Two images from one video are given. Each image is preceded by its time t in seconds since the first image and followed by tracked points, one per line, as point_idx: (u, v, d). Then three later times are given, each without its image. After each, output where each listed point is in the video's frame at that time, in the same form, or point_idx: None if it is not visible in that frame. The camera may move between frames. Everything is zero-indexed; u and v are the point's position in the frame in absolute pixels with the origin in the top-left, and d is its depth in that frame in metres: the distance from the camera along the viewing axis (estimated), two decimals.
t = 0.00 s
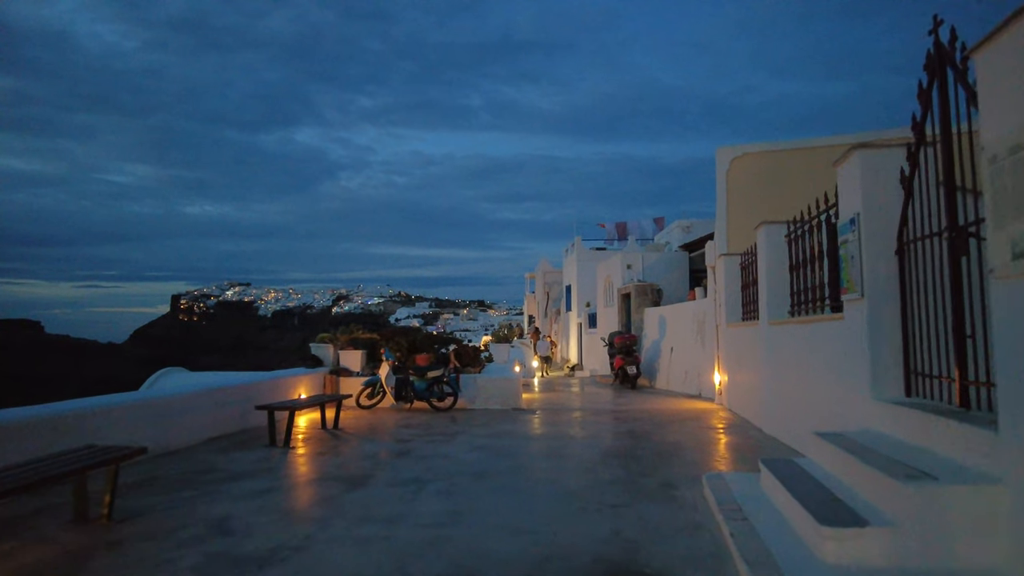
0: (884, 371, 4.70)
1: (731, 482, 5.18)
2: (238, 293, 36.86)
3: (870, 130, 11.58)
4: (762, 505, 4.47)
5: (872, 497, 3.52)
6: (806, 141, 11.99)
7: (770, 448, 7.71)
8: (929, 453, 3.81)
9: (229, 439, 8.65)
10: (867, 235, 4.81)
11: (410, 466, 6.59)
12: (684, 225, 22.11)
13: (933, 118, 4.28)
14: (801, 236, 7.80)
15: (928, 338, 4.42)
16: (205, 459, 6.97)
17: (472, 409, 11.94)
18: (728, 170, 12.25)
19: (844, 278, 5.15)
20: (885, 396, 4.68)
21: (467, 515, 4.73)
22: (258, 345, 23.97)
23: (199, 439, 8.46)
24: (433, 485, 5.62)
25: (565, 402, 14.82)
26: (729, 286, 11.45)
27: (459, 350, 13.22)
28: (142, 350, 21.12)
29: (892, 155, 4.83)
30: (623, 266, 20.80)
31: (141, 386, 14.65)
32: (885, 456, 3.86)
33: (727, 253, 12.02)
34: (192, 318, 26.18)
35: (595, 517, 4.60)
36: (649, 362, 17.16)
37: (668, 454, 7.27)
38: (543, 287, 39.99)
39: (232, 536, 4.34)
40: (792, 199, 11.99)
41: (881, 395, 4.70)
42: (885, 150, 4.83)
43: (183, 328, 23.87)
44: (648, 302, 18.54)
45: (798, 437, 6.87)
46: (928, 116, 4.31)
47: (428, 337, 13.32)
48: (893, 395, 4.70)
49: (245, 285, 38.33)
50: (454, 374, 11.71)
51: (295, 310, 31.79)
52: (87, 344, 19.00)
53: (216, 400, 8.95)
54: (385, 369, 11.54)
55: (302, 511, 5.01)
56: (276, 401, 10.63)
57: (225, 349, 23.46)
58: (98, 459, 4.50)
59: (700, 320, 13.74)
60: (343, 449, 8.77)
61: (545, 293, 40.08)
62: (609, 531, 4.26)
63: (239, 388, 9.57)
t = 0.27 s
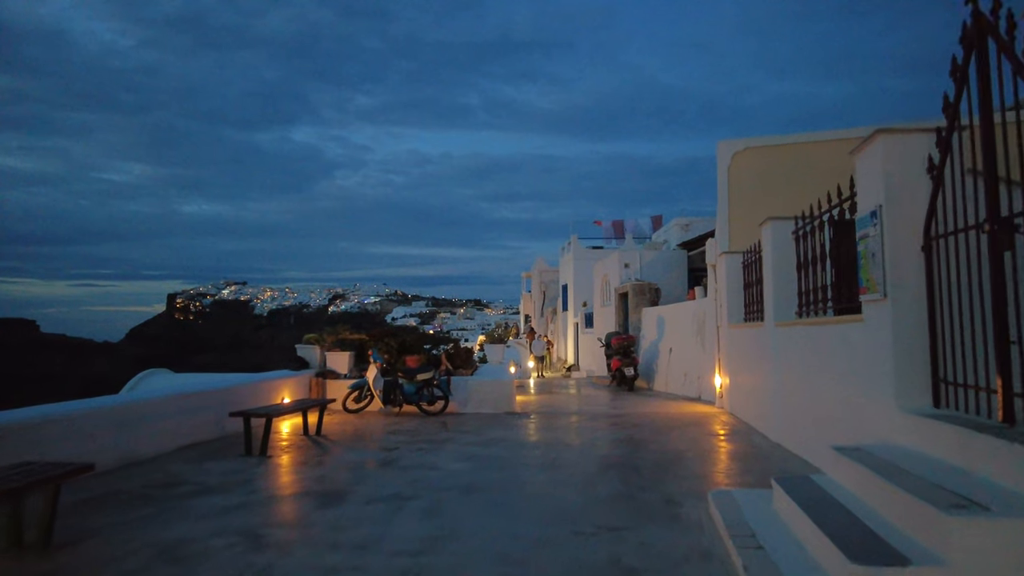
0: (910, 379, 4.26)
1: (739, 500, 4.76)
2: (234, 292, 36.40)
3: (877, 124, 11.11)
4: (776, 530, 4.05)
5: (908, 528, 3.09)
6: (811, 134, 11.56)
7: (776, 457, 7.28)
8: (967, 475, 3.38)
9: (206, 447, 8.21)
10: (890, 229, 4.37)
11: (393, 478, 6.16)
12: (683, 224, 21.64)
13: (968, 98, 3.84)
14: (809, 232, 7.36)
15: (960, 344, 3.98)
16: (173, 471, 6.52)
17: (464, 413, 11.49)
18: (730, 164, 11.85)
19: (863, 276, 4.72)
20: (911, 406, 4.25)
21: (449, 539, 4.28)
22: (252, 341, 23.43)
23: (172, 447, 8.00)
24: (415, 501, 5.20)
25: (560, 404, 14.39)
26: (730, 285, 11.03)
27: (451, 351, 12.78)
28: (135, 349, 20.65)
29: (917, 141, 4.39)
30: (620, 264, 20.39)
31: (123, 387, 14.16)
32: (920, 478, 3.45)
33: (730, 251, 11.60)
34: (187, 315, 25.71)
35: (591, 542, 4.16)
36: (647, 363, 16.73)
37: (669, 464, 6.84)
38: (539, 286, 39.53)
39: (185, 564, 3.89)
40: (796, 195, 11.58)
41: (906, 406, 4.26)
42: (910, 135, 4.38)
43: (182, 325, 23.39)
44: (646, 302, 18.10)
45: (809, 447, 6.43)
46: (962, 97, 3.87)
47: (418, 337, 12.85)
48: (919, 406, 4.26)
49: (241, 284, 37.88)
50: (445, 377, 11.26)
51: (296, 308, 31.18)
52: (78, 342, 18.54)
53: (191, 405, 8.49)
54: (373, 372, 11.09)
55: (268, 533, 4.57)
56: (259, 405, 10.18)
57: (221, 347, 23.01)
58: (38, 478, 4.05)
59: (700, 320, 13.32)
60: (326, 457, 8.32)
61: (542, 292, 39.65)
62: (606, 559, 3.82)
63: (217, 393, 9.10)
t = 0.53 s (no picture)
0: (937, 380, 3.84)
1: (744, 512, 4.35)
2: (227, 290, 35.83)
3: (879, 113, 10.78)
4: (786, 549, 3.67)
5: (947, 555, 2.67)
6: (812, 124, 11.16)
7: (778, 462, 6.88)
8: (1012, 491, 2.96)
9: (175, 452, 7.75)
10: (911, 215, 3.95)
11: (369, 486, 5.74)
12: (678, 220, 21.19)
13: (1004, 65, 3.42)
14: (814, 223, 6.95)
15: (995, 340, 3.56)
16: (133, 479, 6.06)
17: (452, 414, 11.05)
18: (729, 155, 11.46)
19: (880, 267, 4.30)
20: (938, 411, 3.82)
21: (423, 559, 3.86)
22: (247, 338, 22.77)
23: (138, 452, 7.53)
24: (389, 513, 4.80)
25: (553, 404, 13.96)
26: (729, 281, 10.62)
27: (439, 350, 12.33)
28: (124, 348, 20.04)
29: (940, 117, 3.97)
30: (614, 261, 19.98)
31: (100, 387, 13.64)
32: (952, 495, 3.12)
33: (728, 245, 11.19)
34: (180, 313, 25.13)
35: (580, 562, 3.74)
36: (642, 361, 16.32)
37: (666, 469, 6.43)
38: (533, 284, 39.07)
39: None
40: (796, 187, 11.19)
41: (932, 411, 3.84)
42: (932, 111, 3.96)
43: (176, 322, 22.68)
44: (640, 299, 17.68)
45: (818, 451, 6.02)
46: (996, 64, 3.45)
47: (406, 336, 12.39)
48: (947, 411, 3.84)
49: (234, 283, 37.26)
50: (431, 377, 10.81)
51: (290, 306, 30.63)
52: (69, 341, 17.99)
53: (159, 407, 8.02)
54: (357, 372, 10.64)
55: (224, 551, 4.13)
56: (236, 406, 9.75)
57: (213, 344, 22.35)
58: None
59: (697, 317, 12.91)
60: (304, 461, 7.90)
61: (535, 290, 39.21)
62: None
63: (189, 394, 8.62)
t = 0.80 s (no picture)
0: (975, 392, 3.41)
1: (752, 536, 3.92)
2: (221, 289, 35.18)
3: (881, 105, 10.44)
4: None
5: None
6: (813, 117, 10.75)
7: (783, 474, 6.46)
8: None
9: (140, 463, 7.27)
10: (942, 205, 3.50)
11: (341, 503, 5.28)
12: (674, 217, 20.74)
13: None
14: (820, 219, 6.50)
15: None
16: (87, 495, 5.60)
17: (439, 419, 10.59)
18: (728, 150, 11.01)
19: (905, 265, 3.87)
20: (976, 425, 3.40)
21: None
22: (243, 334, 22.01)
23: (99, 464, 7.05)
24: (359, 539, 4.36)
25: (546, 407, 13.52)
26: (729, 280, 10.18)
27: (427, 351, 11.87)
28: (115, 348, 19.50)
29: (973, 96, 3.53)
30: (609, 260, 19.58)
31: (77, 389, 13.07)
32: (1002, 529, 2.69)
33: (727, 243, 10.76)
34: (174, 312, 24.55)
35: None
36: (637, 363, 15.89)
37: (663, 482, 5.99)
38: (527, 283, 38.61)
39: None
40: (798, 183, 10.77)
41: (968, 426, 3.40)
42: (962, 89, 3.53)
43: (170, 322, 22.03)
44: (636, 298, 17.25)
45: (830, 463, 5.60)
46: None
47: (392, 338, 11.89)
48: (986, 426, 3.40)
49: (228, 282, 36.62)
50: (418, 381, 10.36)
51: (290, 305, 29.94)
52: (61, 342, 17.41)
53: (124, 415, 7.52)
54: (340, 375, 10.18)
55: None
56: (212, 412, 9.28)
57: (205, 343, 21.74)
58: None
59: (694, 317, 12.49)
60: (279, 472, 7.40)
61: (530, 289, 38.77)
62: None
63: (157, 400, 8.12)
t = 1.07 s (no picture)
0: None
1: (771, 561, 3.49)
2: (217, 288, 34.66)
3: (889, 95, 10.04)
4: None
5: None
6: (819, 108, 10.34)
7: (794, 484, 6.03)
8: None
9: (107, 471, 6.80)
10: (991, 189, 3.08)
11: (316, 518, 4.84)
12: (673, 215, 20.32)
13: None
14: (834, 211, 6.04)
15: None
16: (39, 510, 5.12)
17: (430, 423, 10.13)
18: (730, 143, 10.60)
19: (943, 256, 3.44)
20: None
21: None
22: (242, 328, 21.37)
23: (62, 473, 6.57)
24: (331, 562, 3.91)
25: (541, 410, 13.08)
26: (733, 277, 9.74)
27: (418, 352, 11.42)
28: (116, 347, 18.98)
29: None
30: (606, 258, 19.23)
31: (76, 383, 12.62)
32: None
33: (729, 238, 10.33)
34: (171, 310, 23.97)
35: None
36: (635, 363, 15.46)
37: (667, 492, 5.55)
38: (524, 283, 38.19)
39: None
40: (803, 177, 10.34)
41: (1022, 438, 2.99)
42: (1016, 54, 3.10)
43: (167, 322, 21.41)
44: (634, 297, 16.81)
45: (849, 473, 5.17)
46: None
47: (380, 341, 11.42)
48: None
49: (223, 281, 36.08)
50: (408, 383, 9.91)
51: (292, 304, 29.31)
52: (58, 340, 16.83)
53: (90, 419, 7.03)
54: (326, 377, 9.72)
55: None
56: (190, 416, 8.81)
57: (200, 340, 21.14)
58: None
59: (695, 316, 12.07)
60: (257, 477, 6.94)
61: (526, 289, 38.34)
62: None
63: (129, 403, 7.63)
